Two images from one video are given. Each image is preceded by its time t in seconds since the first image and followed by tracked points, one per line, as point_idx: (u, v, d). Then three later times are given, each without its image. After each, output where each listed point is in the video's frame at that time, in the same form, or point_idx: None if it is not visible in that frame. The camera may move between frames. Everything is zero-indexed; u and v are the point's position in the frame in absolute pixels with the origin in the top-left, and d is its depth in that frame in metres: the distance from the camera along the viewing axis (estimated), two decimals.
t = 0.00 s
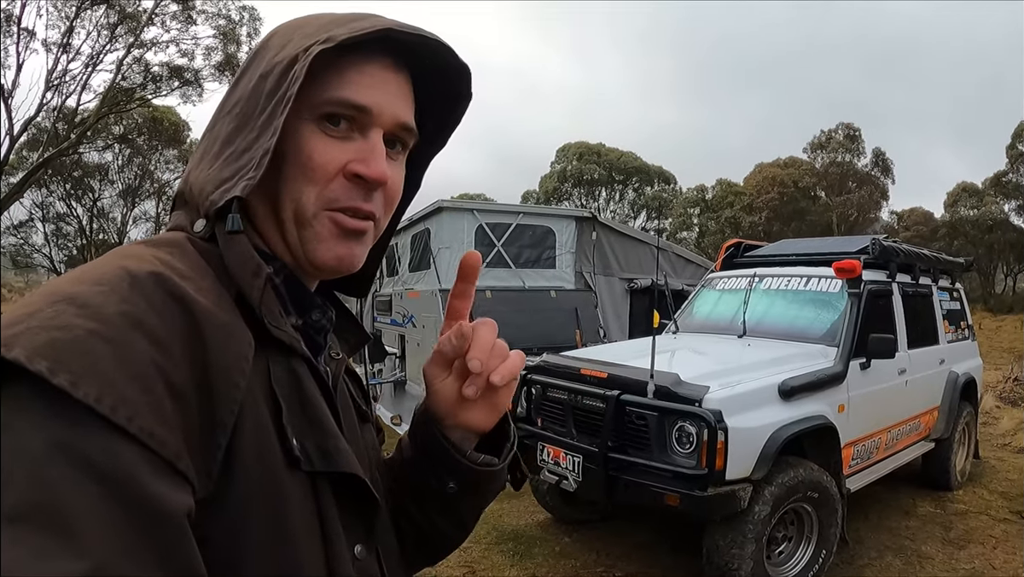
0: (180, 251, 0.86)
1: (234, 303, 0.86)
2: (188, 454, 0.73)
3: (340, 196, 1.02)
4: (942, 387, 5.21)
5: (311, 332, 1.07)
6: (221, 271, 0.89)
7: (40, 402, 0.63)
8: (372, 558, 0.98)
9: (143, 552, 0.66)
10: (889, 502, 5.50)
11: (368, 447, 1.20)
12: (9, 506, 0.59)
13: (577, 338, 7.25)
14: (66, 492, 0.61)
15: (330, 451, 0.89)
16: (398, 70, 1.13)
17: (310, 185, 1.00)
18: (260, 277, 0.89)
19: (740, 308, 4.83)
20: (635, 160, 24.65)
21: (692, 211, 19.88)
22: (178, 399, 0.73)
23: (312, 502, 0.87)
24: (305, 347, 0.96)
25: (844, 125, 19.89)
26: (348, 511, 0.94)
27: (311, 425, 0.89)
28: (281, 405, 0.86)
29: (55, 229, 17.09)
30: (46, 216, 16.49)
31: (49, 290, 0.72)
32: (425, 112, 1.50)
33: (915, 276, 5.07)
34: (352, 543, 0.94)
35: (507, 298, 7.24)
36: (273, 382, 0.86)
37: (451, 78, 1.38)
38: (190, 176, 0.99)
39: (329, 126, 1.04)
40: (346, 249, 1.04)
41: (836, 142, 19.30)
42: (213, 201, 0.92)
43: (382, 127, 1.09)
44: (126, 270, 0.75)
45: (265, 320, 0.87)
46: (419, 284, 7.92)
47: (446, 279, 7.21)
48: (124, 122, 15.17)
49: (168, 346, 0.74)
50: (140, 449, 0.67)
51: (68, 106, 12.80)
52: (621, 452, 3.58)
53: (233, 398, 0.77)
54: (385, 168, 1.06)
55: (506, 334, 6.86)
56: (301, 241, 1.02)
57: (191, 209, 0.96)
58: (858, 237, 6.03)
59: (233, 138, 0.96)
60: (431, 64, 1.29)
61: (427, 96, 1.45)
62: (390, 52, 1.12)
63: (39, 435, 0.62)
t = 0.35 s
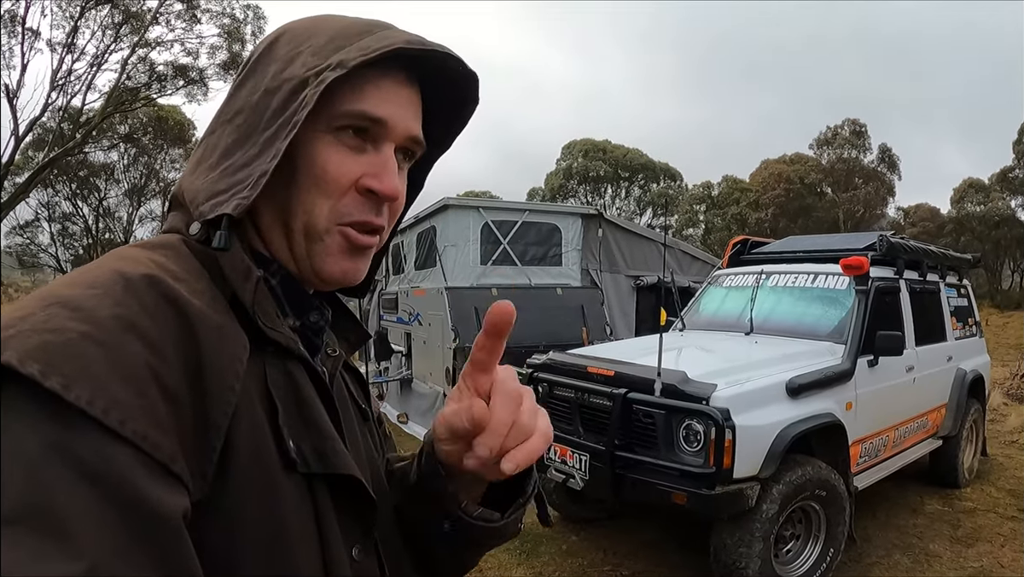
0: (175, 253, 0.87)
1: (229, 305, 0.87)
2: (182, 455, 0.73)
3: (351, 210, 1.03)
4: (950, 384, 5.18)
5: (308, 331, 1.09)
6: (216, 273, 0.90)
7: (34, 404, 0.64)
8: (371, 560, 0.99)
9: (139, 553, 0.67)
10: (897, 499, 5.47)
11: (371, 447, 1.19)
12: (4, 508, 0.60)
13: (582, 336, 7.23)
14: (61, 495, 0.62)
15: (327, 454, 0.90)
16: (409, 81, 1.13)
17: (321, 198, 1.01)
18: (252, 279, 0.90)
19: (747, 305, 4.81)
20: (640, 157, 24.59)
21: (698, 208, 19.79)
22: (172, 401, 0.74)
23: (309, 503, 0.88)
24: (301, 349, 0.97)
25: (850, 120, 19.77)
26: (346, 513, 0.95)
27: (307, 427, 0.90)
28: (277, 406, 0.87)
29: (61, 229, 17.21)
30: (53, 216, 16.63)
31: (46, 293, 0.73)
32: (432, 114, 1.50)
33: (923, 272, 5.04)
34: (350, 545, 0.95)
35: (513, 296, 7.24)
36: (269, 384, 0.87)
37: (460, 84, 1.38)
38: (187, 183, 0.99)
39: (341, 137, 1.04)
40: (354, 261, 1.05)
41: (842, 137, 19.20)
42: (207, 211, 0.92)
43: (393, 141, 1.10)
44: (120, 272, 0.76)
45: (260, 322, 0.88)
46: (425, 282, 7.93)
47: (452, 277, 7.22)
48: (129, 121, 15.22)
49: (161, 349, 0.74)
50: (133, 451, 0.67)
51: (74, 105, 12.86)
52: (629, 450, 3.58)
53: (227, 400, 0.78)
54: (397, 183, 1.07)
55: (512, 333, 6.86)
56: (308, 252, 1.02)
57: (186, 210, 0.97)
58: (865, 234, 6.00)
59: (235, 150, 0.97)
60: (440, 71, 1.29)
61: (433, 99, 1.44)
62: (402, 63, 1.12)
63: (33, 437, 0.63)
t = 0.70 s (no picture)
0: (178, 249, 0.87)
1: (233, 300, 0.87)
2: (185, 450, 0.73)
3: (370, 194, 1.04)
4: (951, 386, 5.18)
5: (309, 330, 1.07)
6: (220, 269, 0.90)
7: (37, 399, 0.64)
8: (372, 557, 0.99)
9: (141, 548, 0.67)
10: (898, 502, 5.46)
11: (371, 451, 1.16)
12: (5, 502, 0.60)
13: (582, 340, 7.23)
14: (64, 490, 0.62)
15: (329, 449, 0.90)
16: (407, 72, 1.16)
17: (342, 182, 1.01)
18: (259, 273, 0.90)
19: (748, 308, 4.82)
20: (639, 161, 24.64)
21: (698, 212, 19.86)
22: (175, 394, 0.74)
23: (310, 500, 0.88)
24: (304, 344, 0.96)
25: (849, 124, 19.81)
26: (348, 512, 0.95)
27: (310, 423, 0.90)
28: (279, 402, 0.87)
29: (61, 234, 17.22)
30: (52, 221, 16.66)
31: (48, 287, 0.73)
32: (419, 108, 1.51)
33: (923, 275, 5.05)
34: (351, 542, 0.95)
35: (513, 299, 7.24)
36: (272, 379, 0.87)
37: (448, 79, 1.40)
38: (191, 179, 0.98)
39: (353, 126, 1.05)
40: (372, 243, 1.06)
41: (841, 142, 19.24)
42: (217, 202, 0.91)
43: (399, 129, 1.12)
44: (123, 266, 0.76)
45: (264, 316, 0.88)
46: (425, 286, 7.93)
47: (453, 281, 7.23)
48: (129, 126, 15.23)
49: (164, 343, 0.74)
50: (136, 445, 0.67)
51: (73, 110, 12.90)
52: (629, 453, 3.58)
53: (228, 395, 0.78)
54: (412, 166, 1.10)
55: (512, 337, 6.86)
56: (331, 237, 1.02)
57: (191, 207, 0.97)
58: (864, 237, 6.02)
59: (243, 141, 0.97)
60: (432, 65, 1.31)
61: (422, 92, 1.45)
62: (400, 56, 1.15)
63: (36, 430, 0.63)
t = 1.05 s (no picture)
0: (176, 253, 0.87)
1: (231, 304, 0.88)
2: (184, 452, 0.74)
3: (356, 199, 1.04)
4: (952, 393, 5.17)
5: (309, 334, 1.08)
6: (218, 273, 0.90)
7: (37, 402, 0.64)
8: (371, 561, 0.99)
9: (141, 550, 0.67)
10: (899, 509, 5.45)
11: (371, 456, 1.16)
12: (5, 505, 0.60)
13: (582, 345, 7.23)
14: (63, 492, 0.62)
15: (327, 453, 0.90)
16: (401, 77, 1.16)
17: (327, 187, 1.02)
18: (256, 277, 0.90)
19: (749, 314, 4.82)
20: (640, 166, 24.69)
21: (698, 217, 19.92)
22: (173, 397, 0.74)
23: (309, 503, 0.88)
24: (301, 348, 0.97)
25: (850, 130, 19.82)
26: (347, 515, 0.95)
27: (309, 427, 0.90)
28: (278, 405, 0.87)
29: (62, 235, 17.27)
30: (54, 222, 16.72)
31: (48, 291, 0.74)
32: (422, 114, 1.52)
33: (924, 282, 5.05)
34: (350, 546, 0.95)
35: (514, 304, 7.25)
36: (271, 383, 0.87)
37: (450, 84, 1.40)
38: (187, 184, 0.99)
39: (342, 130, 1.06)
40: (356, 249, 1.06)
41: (842, 148, 19.25)
42: (209, 206, 0.92)
43: (391, 133, 1.12)
44: (122, 271, 0.77)
45: (262, 321, 0.88)
46: (426, 291, 7.94)
47: (453, 285, 7.24)
48: (131, 128, 15.27)
49: (163, 347, 0.75)
50: (135, 447, 0.68)
51: (76, 112, 12.95)
52: (630, 459, 3.57)
53: (227, 398, 0.78)
54: (399, 172, 1.10)
55: (512, 341, 6.87)
56: (312, 241, 1.02)
57: (188, 211, 0.98)
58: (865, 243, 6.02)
59: (236, 146, 0.97)
60: (431, 71, 1.32)
61: (425, 99, 1.46)
62: (394, 58, 1.15)
63: (35, 434, 0.63)
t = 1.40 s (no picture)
0: (178, 250, 0.87)
1: (232, 301, 0.87)
2: (182, 452, 0.73)
3: (351, 186, 1.03)
4: (945, 390, 5.21)
5: (313, 330, 1.08)
6: (219, 269, 0.90)
7: (34, 403, 0.64)
8: (374, 560, 0.98)
9: (138, 550, 0.67)
10: (894, 505, 5.48)
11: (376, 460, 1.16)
12: (5, 503, 0.61)
13: (577, 345, 7.24)
14: (61, 490, 0.62)
15: (328, 451, 0.90)
16: (402, 63, 1.16)
17: (319, 176, 1.01)
18: (257, 274, 0.90)
19: (742, 312, 4.84)
20: (633, 167, 24.74)
21: (691, 217, 20.02)
22: (172, 397, 0.74)
23: (310, 501, 0.87)
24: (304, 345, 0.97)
25: (842, 130, 19.89)
26: (349, 512, 0.95)
27: (310, 424, 0.89)
28: (279, 403, 0.86)
29: (54, 238, 17.19)
30: (46, 225, 16.62)
31: (44, 288, 0.73)
32: (429, 107, 1.52)
33: (917, 279, 5.08)
34: (353, 545, 0.95)
35: (508, 304, 7.26)
36: (272, 381, 0.87)
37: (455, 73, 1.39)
38: (190, 177, 1.00)
39: (339, 118, 1.05)
40: (352, 239, 1.05)
41: (834, 147, 19.32)
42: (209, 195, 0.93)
43: (390, 118, 1.10)
44: (120, 267, 0.77)
45: (262, 317, 0.87)
46: (420, 291, 7.93)
47: (447, 286, 7.23)
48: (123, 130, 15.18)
49: (162, 345, 0.74)
50: (133, 448, 0.67)
51: (68, 114, 12.87)
52: (626, 457, 3.57)
53: (226, 397, 0.78)
54: (396, 158, 1.07)
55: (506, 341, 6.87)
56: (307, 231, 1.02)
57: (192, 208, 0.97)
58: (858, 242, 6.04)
59: (239, 134, 0.97)
60: (436, 61, 1.31)
61: (431, 91, 1.46)
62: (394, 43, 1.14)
63: (33, 433, 0.63)
